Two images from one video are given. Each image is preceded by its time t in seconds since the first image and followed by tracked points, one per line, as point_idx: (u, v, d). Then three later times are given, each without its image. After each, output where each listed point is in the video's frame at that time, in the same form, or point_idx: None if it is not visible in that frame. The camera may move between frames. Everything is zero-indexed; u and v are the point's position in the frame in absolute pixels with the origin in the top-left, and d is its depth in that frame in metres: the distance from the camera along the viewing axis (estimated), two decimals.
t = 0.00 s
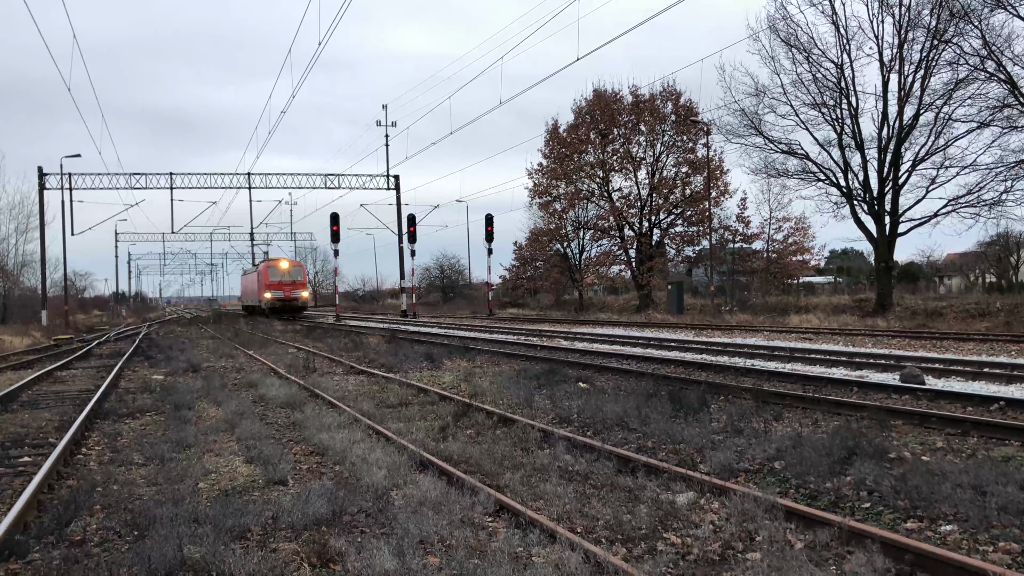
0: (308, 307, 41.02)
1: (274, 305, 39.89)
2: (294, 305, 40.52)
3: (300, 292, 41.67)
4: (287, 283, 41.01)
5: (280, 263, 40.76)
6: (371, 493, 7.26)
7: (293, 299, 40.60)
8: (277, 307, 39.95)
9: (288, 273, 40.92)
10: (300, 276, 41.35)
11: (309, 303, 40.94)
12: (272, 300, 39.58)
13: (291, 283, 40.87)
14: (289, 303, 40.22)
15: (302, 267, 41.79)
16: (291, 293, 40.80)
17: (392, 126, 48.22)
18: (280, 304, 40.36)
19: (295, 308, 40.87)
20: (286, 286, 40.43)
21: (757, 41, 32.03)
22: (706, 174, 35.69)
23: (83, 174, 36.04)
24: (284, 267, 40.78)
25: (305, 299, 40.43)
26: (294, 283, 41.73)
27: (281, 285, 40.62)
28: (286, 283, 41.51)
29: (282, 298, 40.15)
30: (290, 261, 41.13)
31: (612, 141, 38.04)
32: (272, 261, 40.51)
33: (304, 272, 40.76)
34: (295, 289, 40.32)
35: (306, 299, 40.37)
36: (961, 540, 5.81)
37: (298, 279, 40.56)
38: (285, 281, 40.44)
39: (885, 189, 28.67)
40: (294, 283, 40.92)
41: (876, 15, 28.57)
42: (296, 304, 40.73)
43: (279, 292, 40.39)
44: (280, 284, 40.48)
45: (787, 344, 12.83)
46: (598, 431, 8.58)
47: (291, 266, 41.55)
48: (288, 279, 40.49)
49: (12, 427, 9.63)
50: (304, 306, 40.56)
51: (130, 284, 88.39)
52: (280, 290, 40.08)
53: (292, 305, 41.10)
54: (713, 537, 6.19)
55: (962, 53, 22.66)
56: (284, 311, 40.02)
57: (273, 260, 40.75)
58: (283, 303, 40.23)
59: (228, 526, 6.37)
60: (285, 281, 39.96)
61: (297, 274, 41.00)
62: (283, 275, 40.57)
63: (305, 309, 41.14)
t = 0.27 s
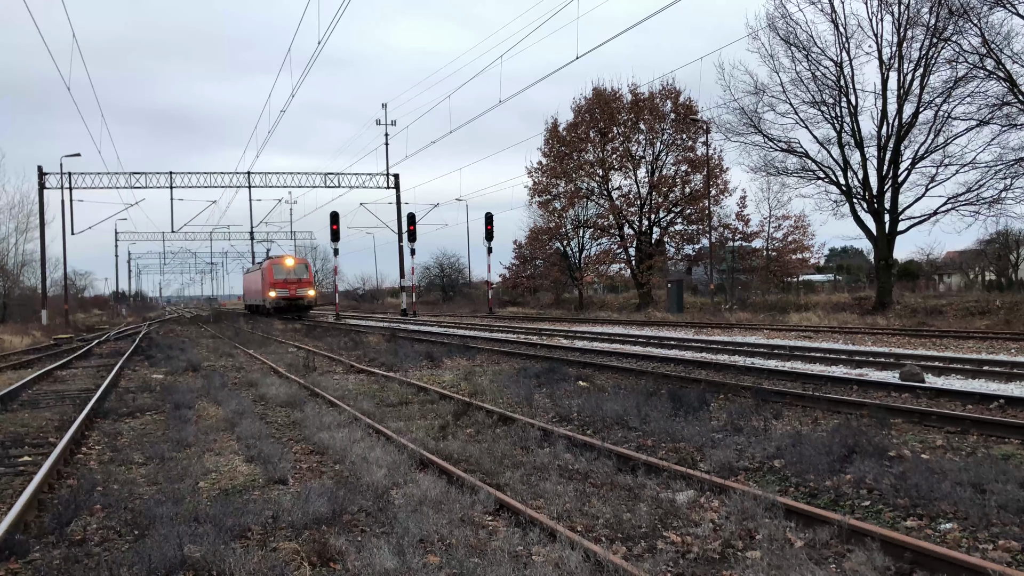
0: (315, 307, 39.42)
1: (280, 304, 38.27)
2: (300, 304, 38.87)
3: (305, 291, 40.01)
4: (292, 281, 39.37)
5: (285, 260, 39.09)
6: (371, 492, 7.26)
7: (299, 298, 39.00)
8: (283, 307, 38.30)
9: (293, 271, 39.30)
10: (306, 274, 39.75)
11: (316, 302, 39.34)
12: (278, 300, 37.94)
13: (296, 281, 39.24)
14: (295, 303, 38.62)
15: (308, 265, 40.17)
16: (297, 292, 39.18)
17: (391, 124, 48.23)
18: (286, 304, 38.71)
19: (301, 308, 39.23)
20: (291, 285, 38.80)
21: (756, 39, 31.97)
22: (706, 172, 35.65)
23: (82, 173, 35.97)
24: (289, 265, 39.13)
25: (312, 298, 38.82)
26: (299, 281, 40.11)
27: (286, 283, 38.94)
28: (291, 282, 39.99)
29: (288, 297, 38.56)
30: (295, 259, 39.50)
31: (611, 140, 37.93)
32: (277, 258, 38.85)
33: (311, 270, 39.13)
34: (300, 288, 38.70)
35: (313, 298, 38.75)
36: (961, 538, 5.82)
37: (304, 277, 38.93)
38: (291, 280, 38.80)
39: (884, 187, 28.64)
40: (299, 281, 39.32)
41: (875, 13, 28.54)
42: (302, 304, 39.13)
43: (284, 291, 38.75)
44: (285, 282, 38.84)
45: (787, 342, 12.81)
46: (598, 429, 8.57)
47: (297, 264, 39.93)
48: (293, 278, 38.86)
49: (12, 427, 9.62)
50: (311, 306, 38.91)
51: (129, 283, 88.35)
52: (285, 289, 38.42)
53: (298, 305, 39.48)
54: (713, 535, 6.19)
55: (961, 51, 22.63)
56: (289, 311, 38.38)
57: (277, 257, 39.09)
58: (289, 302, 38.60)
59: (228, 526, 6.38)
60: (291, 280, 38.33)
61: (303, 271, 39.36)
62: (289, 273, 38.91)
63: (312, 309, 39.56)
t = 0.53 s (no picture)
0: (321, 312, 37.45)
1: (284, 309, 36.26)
2: (305, 309, 36.87)
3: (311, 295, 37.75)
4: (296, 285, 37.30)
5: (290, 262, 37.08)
6: (369, 497, 7.26)
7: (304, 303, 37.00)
8: (287, 313, 36.30)
9: (297, 274, 37.27)
10: (312, 277, 37.75)
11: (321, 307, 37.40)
12: (282, 304, 35.92)
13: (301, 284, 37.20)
14: (300, 308, 36.60)
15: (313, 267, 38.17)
16: (302, 296, 37.15)
17: (389, 129, 48.29)
18: (290, 308, 36.68)
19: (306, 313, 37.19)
20: (296, 289, 36.79)
21: (753, 44, 32.05)
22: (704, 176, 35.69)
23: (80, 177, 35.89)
24: (293, 267, 37.11)
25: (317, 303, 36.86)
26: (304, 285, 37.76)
27: (290, 287, 36.91)
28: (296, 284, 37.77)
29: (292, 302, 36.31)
30: (300, 261, 37.51)
31: (609, 144, 37.96)
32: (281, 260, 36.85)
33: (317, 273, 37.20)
34: (305, 292, 36.69)
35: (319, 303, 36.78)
36: (958, 542, 5.84)
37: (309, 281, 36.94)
38: (295, 283, 36.78)
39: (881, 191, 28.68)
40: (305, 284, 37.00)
41: (871, 18, 28.62)
42: (307, 309, 37.13)
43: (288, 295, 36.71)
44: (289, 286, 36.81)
45: (785, 346, 12.81)
46: (597, 434, 8.56)
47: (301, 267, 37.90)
48: (298, 281, 36.82)
49: (10, 432, 9.60)
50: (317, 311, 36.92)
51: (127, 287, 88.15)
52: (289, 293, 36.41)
53: (303, 309, 37.46)
54: (711, 540, 6.20)
55: (957, 56, 22.70)
56: (294, 316, 36.36)
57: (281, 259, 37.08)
58: (293, 307, 36.61)
59: (226, 531, 6.38)
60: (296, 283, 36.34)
61: (308, 274, 37.38)
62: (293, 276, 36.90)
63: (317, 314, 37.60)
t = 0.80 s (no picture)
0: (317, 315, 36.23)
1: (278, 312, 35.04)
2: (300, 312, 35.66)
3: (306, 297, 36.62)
4: (291, 286, 36.07)
5: (284, 263, 35.82)
6: (356, 502, 7.23)
7: (299, 305, 35.78)
8: (281, 316, 35.08)
9: (292, 275, 36.04)
10: (307, 279, 36.54)
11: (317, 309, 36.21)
12: (276, 307, 34.69)
13: (296, 286, 36.03)
14: (294, 310, 35.38)
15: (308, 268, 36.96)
16: (296, 298, 35.94)
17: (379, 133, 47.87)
18: (285, 311, 35.45)
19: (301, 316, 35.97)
20: (290, 291, 35.59)
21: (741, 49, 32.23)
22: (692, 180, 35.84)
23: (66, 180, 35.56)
24: (288, 268, 35.88)
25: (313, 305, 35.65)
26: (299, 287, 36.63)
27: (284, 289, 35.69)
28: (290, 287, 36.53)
29: (286, 305, 35.17)
30: (295, 262, 36.26)
31: (598, 148, 38.08)
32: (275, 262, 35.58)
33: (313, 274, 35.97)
34: (300, 294, 35.58)
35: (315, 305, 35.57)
36: (943, 543, 5.88)
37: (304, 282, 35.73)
38: (290, 285, 35.57)
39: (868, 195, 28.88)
40: (299, 286, 35.87)
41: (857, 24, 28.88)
42: (302, 311, 35.92)
43: (282, 297, 35.50)
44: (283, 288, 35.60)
45: (772, 349, 12.87)
46: (585, 437, 8.56)
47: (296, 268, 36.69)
48: (292, 283, 35.61)
49: None
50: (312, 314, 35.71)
51: (114, 291, 87.44)
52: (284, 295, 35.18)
53: (297, 312, 36.25)
54: (698, 543, 6.21)
55: (942, 62, 22.92)
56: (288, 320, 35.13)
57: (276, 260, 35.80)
58: (287, 310, 35.39)
59: (211, 536, 6.34)
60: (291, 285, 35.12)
61: (303, 276, 36.17)
62: (288, 277, 35.69)
63: (313, 317, 36.40)
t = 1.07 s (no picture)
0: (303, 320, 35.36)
1: (263, 317, 34.08)
2: (285, 317, 34.78)
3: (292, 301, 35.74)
4: (276, 290, 35.17)
5: (269, 267, 34.91)
6: (334, 509, 7.18)
7: (284, 310, 34.89)
8: (266, 320, 34.16)
9: (277, 279, 35.13)
10: (292, 282, 35.67)
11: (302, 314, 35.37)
12: (261, 312, 33.75)
13: (281, 290, 35.16)
14: (280, 315, 34.47)
15: (293, 271, 36.10)
16: (281, 302, 35.06)
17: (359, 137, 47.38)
18: (269, 316, 34.56)
19: (286, 320, 35.09)
20: (275, 295, 34.71)
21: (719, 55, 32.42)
22: (671, 185, 36.06)
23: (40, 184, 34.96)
24: (272, 271, 34.98)
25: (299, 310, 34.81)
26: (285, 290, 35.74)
27: (269, 293, 34.79)
28: (276, 291, 35.56)
29: (272, 309, 34.28)
30: (280, 265, 35.38)
31: (577, 153, 38.24)
32: (260, 265, 34.66)
33: (299, 278, 35.14)
34: (286, 298, 34.73)
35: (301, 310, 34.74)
36: (917, 544, 5.94)
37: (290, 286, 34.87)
38: (274, 289, 34.68)
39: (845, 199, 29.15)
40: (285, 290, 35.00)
41: (833, 31, 29.21)
42: (287, 316, 35.04)
43: (267, 301, 34.61)
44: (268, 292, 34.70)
45: (751, 353, 12.95)
46: (564, 442, 8.57)
47: (281, 271, 35.79)
48: (278, 286, 34.73)
49: None
50: (298, 318, 34.83)
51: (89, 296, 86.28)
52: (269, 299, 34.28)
53: (282, 317, 35.35)
54: (676, 546, 6.23)
55: (916, 68, 23.22)
56: (273, 325, 34.21)
57: (261, 263, 34.88)
58: (272, 314, 34.48)
59: (187, 544, 6.27)
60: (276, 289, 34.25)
61: (289, 279, 35.30)
62: (273, 281, 34.80)
63: (298, 322, 35.52)
